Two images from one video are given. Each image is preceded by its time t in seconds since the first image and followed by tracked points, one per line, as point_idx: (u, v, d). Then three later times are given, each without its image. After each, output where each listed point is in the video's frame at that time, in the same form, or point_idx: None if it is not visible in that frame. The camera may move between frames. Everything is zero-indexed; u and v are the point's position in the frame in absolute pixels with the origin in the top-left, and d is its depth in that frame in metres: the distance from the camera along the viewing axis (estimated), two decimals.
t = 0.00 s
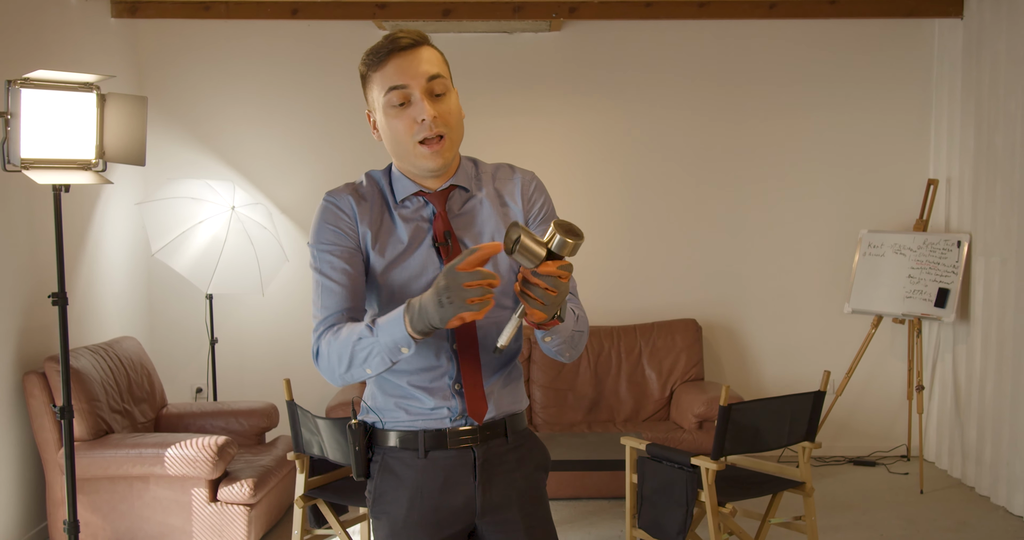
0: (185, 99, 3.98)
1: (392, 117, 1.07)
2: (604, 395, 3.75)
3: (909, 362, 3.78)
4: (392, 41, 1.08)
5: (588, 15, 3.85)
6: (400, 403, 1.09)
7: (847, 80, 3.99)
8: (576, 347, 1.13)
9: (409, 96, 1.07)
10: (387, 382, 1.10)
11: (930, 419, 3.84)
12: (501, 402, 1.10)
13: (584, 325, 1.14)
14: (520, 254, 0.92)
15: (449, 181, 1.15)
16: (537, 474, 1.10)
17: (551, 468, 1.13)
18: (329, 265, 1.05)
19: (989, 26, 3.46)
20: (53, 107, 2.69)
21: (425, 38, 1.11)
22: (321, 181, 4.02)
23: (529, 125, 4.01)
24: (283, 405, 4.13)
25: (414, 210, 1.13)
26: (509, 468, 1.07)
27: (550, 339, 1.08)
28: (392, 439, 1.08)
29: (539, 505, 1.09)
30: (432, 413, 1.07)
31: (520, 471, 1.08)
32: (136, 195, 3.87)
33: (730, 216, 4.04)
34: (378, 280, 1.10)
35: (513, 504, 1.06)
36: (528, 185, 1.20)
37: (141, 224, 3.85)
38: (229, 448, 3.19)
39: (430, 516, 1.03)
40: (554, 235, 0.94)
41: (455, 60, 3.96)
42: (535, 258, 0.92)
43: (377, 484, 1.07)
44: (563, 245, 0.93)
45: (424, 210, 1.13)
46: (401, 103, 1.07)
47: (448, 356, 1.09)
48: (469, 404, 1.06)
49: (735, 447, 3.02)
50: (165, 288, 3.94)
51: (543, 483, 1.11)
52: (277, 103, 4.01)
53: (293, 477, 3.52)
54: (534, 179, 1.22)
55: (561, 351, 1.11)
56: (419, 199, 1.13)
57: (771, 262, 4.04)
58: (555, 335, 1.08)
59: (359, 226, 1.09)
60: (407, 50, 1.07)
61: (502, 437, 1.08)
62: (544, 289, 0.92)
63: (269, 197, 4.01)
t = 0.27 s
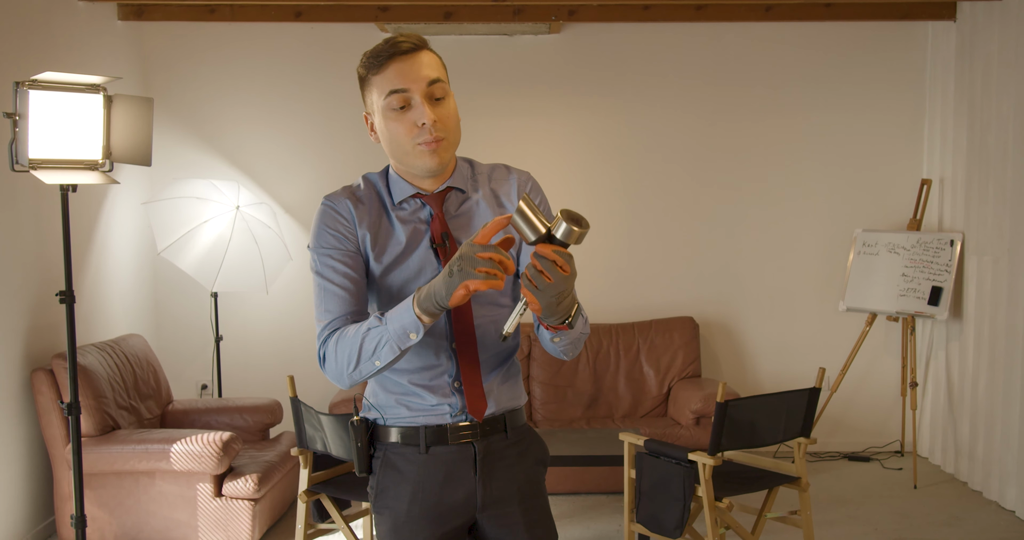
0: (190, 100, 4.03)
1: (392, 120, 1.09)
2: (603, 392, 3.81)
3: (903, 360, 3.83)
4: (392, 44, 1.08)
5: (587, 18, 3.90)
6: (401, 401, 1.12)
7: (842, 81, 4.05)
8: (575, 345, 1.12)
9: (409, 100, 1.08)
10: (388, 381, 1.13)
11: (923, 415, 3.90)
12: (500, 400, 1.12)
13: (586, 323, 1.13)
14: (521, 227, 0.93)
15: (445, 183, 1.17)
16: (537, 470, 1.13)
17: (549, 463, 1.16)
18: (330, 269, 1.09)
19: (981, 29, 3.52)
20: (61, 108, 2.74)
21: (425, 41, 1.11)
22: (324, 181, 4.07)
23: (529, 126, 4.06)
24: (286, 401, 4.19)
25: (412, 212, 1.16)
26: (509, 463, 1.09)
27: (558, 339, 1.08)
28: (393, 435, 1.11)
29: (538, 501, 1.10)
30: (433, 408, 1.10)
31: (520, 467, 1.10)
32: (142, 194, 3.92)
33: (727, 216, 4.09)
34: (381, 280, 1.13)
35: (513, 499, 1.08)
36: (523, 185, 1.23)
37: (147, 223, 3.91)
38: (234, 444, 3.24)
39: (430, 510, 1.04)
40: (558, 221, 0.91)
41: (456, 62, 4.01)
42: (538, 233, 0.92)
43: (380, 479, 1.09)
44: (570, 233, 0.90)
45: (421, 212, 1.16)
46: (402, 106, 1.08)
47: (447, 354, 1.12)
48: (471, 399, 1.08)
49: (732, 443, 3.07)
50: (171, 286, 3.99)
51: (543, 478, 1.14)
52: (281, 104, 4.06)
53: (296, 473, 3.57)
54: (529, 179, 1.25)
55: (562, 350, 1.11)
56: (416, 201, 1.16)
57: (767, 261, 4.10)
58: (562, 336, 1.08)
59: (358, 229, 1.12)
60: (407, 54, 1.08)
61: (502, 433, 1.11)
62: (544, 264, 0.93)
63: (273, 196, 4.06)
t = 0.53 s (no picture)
0: (195, 102, 4.08)
1: (393, 123, 1.08)
2: (601, 388, 3.86)
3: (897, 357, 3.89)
4: (396, 47, 1.08)
5: (586, 21, 3.96)
6: (400, 395, 1.11)
7: (837, 83, 4.10)
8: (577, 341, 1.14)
9: (412, 103, 1.07)
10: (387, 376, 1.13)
11: (917, 411, 3.96)
12: (499, 395, 1.12)
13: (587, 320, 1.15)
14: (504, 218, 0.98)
15: (444, 183, 1.16)
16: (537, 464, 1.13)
17: (549, 457, 1.16)
18: (331, 273, 1.09)
19: (974, 32, 3.58)
20: (68, 110, 2.79)
21: (428, 45, 1.11)
22: (327, 181, 4.13)
23: (528, 127, 4.11)
24: (290, 397, 4.25)
25: (411, 212, 1.15)
26: (508, 457, 1.09)
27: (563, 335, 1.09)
28: (394, 430, 1.10)
29: (538, 495, 1.10)
30: (432, 405, 1.09)
31: (520, 461, 1.10)
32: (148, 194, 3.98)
33: (724, 215, 4.14)
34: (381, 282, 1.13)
35: (512, 493, 1.08)
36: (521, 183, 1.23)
37: (153, 223, 3.96)
38: (239, 440, 3.30)
39: (430, 502, 1.05)
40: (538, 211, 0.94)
41: (457, 64, 4.07)
42: (521, 224, 0.96)
43: (381, 473, 1.09)
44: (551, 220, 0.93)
45: (420, 212, 1.15)
46: (405, 109, 1.07)
47: (446, 351, 1.11)
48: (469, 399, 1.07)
49: (728, 439, 3.12)
50: (176, 284, 4.05)
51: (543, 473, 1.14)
52: (285, 106, 4.11)
53: (300, 468, 3.63)
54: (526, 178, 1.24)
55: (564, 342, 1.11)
56: (415, 202, 1.15)
57: (763, 260, 4.15)
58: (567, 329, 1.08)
59: (357, 232, 1.11)
60: (410, 57, 1.08)
61: (501, 427, 1.11)
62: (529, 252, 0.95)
63: (277, 196, 4.12)
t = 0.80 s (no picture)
0: (200, 103, 4.13)
1: (404, 121, 1.10)
2: (600, 386, 3.91)
3: (891, 354, 3.95)
4: (411, 48, 1.10)
5: (585, 23, 4.01)
6: (406, 388, 1.13)
7: (833, 85, 4.15)
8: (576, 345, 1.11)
9: (422, 103, 1.09)
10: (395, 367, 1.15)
11: (911, 408, 4.02)
12: (501, 394, 1.11)
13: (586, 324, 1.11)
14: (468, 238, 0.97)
15: (457, 182, 1.16)
16: (541, 464, 1.10)
17: (557, 460, 1.14)
18: (335, 249, 1.13)
19: (968, 34, 3.64)
20: (75, 110, 2.84)
21: (445, 47, 1.12)
22: (330, 181, 4.18)
23: (528, 127, 4.16)
24: (293, 395, 4.30)
25: (423, 209, 1.16)
26: (510, 455, 1.08)
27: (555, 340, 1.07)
28: (400, 423, 1.12)
29: (539, 496, 1.08)
30: (433, 400, 1.11)
31: (522, 460, 1.08)
32: (154, 194, 4.03)
33: (721, 214, 4.19)
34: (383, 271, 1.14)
35: (511, 491, 1.06)
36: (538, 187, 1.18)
37: (158, 222, 4.01)
38: (242, 436, 3.35)
39: (427, 494, 1.05)
40: (492, 222, 0.94)
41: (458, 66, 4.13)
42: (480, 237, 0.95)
43: (385, 462, 1.12)
44: (506, 227, 0.92)
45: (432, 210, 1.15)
46: (415, 107, 1.09)
47: (448, 347, 1.10)
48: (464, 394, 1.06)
49: (725, 435, 3.16)
50: (181, 283, 4.10)
51: (547, 474, 1.11)
52: (288, 107, 4.16)
53: (303, 464, 3.69)
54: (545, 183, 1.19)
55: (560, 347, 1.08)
56: (427, 199, 1.16)
57: (760, 259, 4.20)
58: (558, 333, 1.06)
59: (369, 219, 1.15)
60: (425, 58, 1.09)
61: (505, 425, 1.10)
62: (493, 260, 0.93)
63: (281, 196, 4.17)
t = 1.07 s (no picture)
0: (205, 104, 4.19)
1: (456, 116, 1.07)
2: (599, 382, 3.97)
3: (885, 352, 4.03)
4: (468, 45, 1.06)
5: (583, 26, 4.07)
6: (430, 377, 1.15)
7: (828, 86, 4.21)
8: (582, 344, 1.04)
9: (474, 98, 1.05)
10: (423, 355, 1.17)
11: (905, 404, 4.09)
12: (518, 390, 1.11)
13: (592, 325, 1.05)
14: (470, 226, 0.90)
15: (504, 178, 1.12)
16: (557, 465, 1.09)
17: (576, 461, 1.12)
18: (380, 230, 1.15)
19: (960, 36, 3.71)
20: (83, 111, 2.89)
21: (504, 45, 1.08)
22: (333, 181, 4.24)
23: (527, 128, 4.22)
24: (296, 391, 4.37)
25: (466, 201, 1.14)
26: (525, 453, 1.07)
27: (548, 326, 0.99)
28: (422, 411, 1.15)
29: (552, 497, 1.06)
30: (454, 390, 1.12)
31: (537, 459, 1.07)
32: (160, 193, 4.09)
33: (718, 214, 4.25)
34: (420, 256, 1.13)
35: (523, 489, 1.05)
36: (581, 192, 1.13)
37: (164, 222, 4.07)
38: (247, 432, 3.41)
39: (441, 484, 1.06)
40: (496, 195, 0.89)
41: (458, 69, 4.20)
42: (486, 222, 0.89)
43: (406, 449, 1.14)
44: (508, 201, 0.87)
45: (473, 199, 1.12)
46: (467, 104, 1.06)
47: (472, 337, 1.11)
48: (480, 381, 1.09)
49: (722, 430, 3.21)
50: (186, 281, 4.16)
51: (563, 475, 1.10)
52: (293, 108, 4.22)
53: (306, 460, 3.75)
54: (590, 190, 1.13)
55: (562, 343, 1.02)
56: (472, 191, 1.13)
57: (756, 258, 4.26)
58: (553, 320, 0.98)
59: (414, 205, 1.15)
60: (480, 55, 1.06)
61: (523, 422, 1.09)
62: (498, 249, 0.87)
63: (285, 196, 4.23)
